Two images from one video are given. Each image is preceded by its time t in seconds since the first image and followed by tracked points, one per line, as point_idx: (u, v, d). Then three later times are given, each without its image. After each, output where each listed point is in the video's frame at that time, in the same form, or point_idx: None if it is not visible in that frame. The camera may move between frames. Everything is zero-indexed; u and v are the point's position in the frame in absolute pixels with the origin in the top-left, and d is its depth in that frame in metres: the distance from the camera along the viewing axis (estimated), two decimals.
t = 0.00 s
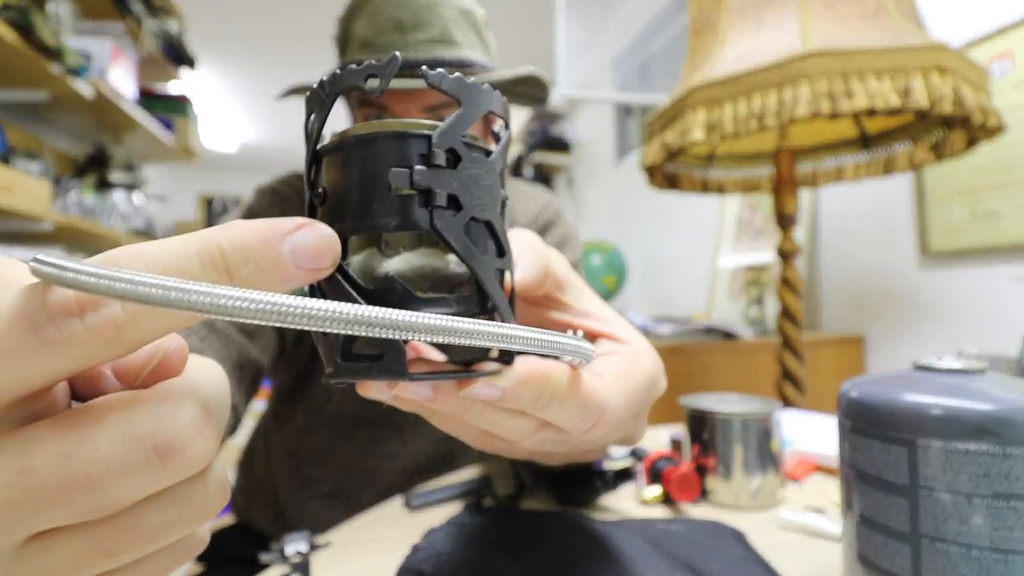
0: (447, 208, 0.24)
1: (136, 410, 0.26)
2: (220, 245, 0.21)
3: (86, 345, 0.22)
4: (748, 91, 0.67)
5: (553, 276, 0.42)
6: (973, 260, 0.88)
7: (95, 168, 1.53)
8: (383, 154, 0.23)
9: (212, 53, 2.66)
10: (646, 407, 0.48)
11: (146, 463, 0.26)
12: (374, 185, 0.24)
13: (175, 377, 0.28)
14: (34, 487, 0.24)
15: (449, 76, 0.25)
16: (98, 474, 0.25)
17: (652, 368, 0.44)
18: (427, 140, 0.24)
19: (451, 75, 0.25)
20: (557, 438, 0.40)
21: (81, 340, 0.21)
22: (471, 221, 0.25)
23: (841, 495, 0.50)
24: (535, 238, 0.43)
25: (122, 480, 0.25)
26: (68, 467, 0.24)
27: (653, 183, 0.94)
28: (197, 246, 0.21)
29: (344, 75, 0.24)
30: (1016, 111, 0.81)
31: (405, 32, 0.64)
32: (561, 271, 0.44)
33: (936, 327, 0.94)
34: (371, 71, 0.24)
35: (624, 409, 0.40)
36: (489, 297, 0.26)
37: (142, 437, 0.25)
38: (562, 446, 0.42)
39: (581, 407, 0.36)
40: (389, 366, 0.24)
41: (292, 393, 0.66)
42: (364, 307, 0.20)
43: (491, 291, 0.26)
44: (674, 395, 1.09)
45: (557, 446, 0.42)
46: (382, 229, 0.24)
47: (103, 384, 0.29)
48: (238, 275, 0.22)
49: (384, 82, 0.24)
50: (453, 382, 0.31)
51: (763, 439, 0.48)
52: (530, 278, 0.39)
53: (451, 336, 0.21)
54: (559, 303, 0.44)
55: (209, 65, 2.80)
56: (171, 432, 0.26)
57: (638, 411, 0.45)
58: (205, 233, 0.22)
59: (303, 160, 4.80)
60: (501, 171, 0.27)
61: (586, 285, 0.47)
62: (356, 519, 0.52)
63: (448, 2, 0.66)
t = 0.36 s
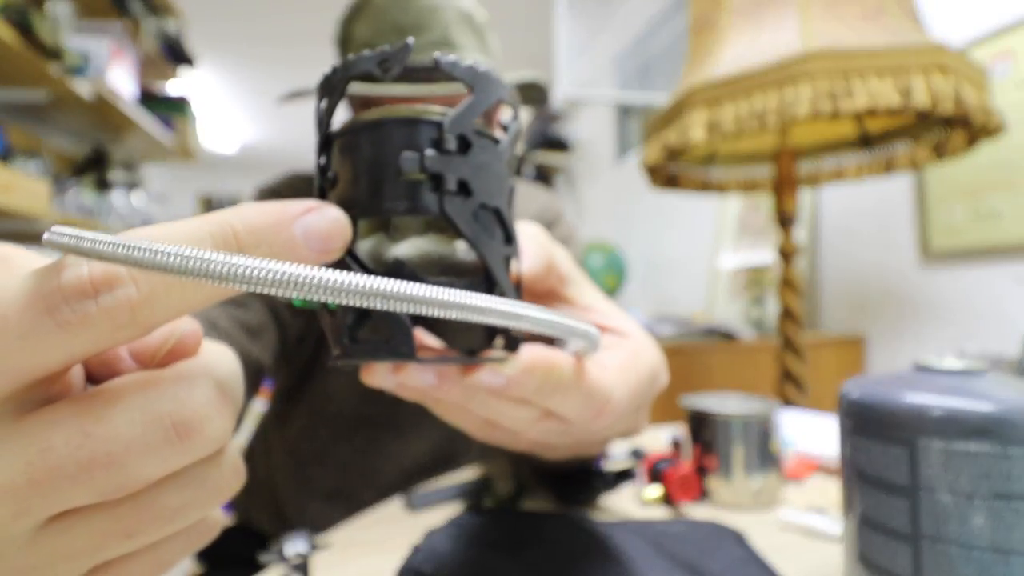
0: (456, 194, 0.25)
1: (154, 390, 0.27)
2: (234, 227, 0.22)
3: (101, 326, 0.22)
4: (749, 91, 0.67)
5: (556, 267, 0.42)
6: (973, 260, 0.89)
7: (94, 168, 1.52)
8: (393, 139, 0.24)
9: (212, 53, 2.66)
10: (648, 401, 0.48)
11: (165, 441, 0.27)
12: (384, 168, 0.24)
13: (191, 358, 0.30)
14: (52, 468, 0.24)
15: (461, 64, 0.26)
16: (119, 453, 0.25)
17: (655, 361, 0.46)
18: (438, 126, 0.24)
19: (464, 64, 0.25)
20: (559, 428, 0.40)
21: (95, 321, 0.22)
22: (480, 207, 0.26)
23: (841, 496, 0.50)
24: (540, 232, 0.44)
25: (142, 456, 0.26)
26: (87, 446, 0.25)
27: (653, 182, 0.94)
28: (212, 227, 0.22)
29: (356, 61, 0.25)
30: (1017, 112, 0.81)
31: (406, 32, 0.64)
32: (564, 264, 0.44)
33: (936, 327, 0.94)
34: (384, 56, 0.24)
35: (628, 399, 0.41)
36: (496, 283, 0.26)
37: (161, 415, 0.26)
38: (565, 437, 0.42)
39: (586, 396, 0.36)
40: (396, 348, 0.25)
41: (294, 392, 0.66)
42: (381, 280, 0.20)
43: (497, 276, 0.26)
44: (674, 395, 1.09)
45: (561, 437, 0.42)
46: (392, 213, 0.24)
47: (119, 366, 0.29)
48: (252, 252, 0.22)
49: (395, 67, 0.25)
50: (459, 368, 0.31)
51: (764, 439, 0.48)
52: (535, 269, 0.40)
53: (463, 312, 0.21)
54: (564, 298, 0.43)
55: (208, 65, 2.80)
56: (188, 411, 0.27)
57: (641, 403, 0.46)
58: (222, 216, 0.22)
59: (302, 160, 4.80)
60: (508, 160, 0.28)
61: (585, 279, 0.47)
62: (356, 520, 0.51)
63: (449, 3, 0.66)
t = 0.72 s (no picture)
0: (463, 181, 0.25)
1: (164, 376, 0.27)
2: (240, 215, 0.22)
3: (112, 314, 0.22)
4: (749, 92, 0.67)
5: (559, 261, 0.42)
6: (974, 261, 0.89)
7: (94, 168, 1.52)
8: (399, 127, 0.24)
9: (213, 54, 2.66)
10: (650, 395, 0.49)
11: (177, 427, 0.27)
12: (389, 155, 0.24)
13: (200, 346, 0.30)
14: (68, 454, 0.25)
15: (467, 52, 0.25)
16: (131, 439, 0.26)
17: (656, 355, 0.46)
18: (444, 114, 0.25)
19: (469, 52, 0.25)
20: (563, 421, 0.41)
21: (106, 309, 0.22)
22: (486, 196, 0.26)
23: (841, 495, 0.50)
24: (544, 225, 0.43)
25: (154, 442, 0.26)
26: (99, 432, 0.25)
27: (653, 182, 0.94)
28: (220, 215, 0.22)
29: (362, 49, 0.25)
30: (1017, 112, 0.81)
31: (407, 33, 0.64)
32: (565, 262, 0.44)
33: (936, 327, 0.94)
34: (391, 44, 0.24)
35: (631, 394, 0.42)
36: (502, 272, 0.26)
37: (173, 400, 0.27)
38: (568, 430, 0.43)
39: (588, 387, 0.37)
40: (402, 335, 0.25)
41: (294, 388, 0.66)
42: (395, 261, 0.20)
43: (503, 265, 0.26)
44: (674, 394, 1.09)
45: (563, 429, 0.43)
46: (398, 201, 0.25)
47: (130, 354, 0.29)
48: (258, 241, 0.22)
49: (400, 53, 0.25)
50: (463, 356, 0.31)
51: (764, 439, 0.48)
52: (539, 261, 0.39)
53: (475, 296, 0.21)
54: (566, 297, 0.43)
55: (209, 65, 2.80)
56: (199, 397, 0.27)
57: (646, 396, 0.46)
58: (229, 203, 0.22)
59: (302, 161, 4.80)
60: (514, 149, 0.28)
61: (587, 276, 0.46)
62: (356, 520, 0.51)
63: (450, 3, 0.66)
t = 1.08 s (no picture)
0: (474, 187, 0.26)
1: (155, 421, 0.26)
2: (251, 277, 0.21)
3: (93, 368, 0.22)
4: (748, 92, 0.67)
5: (564, 263, 0.42)
6: (975, 261, 0.88)
7: (94, 168, 1.52)
8: (408, 133, 0.24)
9: (213, 54, 2.66)
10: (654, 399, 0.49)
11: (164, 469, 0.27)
12: (398, 160, 0.24)
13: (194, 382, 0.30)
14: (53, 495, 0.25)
15: (474, 56, 0.25)
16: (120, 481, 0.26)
17: (662, 357, 0.46)
18: (454, 118, 0.25)
19: (478, 57, 0.25)
20: (571, 425, 0.41)
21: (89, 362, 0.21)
22: (497, 200, 0.26)
23: (841, 496, 0.50)
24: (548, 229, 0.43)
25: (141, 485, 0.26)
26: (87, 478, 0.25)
27: (653, 182, 0.94)
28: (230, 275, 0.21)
29: (368, 54, 0.24)
30: (1016, 112, 0.81)
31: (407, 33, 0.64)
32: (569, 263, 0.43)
33: (936, 327, 0.94)
34: (398, 48, 0.24)
35: (639, 394, 0.42)
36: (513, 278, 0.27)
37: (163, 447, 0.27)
38: (575, 435, 0.43)
39: (597, 392, 0.38)
40: (416, 343, 0.25)
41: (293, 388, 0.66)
42: (418, 270, 0.20)
43: (516, 269, 0.27)
44: (674, 395, 1.09)
45: (570, 435, 0.43)
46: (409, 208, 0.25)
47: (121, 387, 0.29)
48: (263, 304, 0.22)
49: (409, 57, 0.25)
50: (473, 363, 0.31)
51: (764, 439, 0.48)
52: (547, 264, 0.39)
53: (499, 305, 0.21)
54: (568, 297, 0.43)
55: (209, 65, 2.80)
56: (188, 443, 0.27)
57: (651, 398, 0.46)
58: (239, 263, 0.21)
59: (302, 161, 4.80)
60: (521, 153, 0.28)
61: (590, 277, 0.46)
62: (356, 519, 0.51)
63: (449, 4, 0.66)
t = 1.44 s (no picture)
0: (490, 179, 0.25)
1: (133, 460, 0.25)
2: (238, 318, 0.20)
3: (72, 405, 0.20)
4: (748, 92, 0.67)
5: (574, 260, 0.42)
6: (975, 260, 0.89)
7: (94, 168, 1.52)
8: (423, 126, 0.24)
9: (213, 54, 2.66)
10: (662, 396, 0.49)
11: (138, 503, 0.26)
12: (415, 152, 0.25)
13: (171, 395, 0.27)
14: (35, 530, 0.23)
15: (490, 50, 0.25)
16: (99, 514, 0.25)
17: (669, 353, 0.47)
18: (470, 111, 0.25)
19: (494, 51, 0.25)
20: (582, 421, 0.41)
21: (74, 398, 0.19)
22: (512, 193, 0.26)
23: (841, 496, 0.50)
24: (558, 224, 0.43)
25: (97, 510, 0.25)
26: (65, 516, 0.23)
27: (653, 182, 0.94)
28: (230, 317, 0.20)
29: (384, 48, 0.24)
30: (1016, 111, 0.81)
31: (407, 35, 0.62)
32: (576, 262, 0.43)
33: (936, 327, 0.94)
34: (415, 42, 0.24)
35: (649, 392, 0.42)
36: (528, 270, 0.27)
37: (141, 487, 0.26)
38: (584, 431, 0.43)
39: (606, 388, 0.37)
40: (431, 334, 0.25)
41: (293, 389, 0.66)
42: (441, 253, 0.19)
43: (530, 262, 0.27)
44: (674, 395, 1.08)
45: (580, 431, 0.43)
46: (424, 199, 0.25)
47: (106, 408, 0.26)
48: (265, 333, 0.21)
49: (425, 51, 0.25)
50: (485, 356, 0.31)
51: (764, 440, 0.48)
52: (558, 260, 0.39)
53: (523, 290, 0.21)
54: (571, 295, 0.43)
55: (209, 65, 2.80)
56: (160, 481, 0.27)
57: (659, 395, 0.46)
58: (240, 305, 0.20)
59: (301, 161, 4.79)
60: (536, 147, 0.28)
61: (596, 276, 0.46)
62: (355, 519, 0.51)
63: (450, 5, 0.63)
